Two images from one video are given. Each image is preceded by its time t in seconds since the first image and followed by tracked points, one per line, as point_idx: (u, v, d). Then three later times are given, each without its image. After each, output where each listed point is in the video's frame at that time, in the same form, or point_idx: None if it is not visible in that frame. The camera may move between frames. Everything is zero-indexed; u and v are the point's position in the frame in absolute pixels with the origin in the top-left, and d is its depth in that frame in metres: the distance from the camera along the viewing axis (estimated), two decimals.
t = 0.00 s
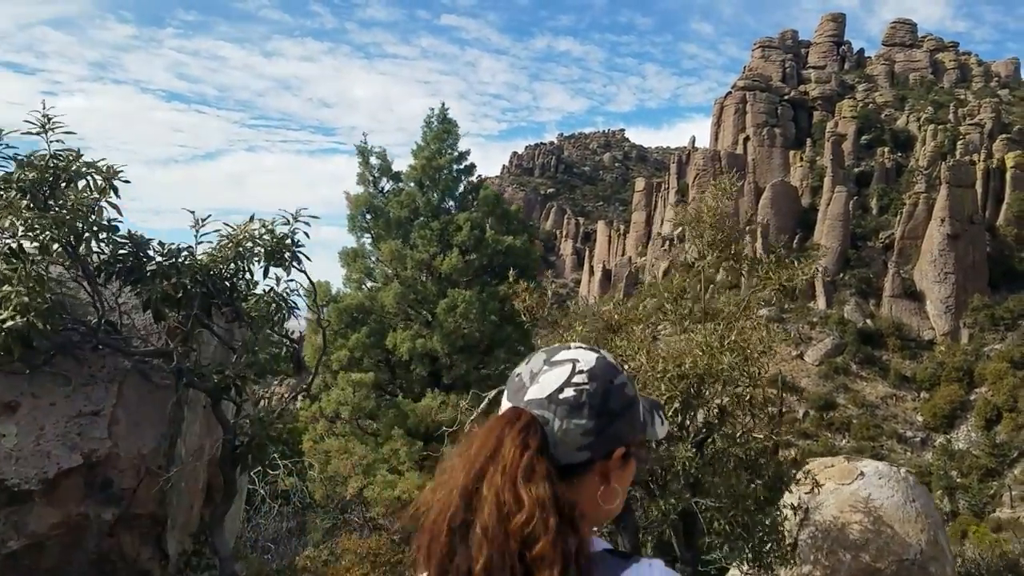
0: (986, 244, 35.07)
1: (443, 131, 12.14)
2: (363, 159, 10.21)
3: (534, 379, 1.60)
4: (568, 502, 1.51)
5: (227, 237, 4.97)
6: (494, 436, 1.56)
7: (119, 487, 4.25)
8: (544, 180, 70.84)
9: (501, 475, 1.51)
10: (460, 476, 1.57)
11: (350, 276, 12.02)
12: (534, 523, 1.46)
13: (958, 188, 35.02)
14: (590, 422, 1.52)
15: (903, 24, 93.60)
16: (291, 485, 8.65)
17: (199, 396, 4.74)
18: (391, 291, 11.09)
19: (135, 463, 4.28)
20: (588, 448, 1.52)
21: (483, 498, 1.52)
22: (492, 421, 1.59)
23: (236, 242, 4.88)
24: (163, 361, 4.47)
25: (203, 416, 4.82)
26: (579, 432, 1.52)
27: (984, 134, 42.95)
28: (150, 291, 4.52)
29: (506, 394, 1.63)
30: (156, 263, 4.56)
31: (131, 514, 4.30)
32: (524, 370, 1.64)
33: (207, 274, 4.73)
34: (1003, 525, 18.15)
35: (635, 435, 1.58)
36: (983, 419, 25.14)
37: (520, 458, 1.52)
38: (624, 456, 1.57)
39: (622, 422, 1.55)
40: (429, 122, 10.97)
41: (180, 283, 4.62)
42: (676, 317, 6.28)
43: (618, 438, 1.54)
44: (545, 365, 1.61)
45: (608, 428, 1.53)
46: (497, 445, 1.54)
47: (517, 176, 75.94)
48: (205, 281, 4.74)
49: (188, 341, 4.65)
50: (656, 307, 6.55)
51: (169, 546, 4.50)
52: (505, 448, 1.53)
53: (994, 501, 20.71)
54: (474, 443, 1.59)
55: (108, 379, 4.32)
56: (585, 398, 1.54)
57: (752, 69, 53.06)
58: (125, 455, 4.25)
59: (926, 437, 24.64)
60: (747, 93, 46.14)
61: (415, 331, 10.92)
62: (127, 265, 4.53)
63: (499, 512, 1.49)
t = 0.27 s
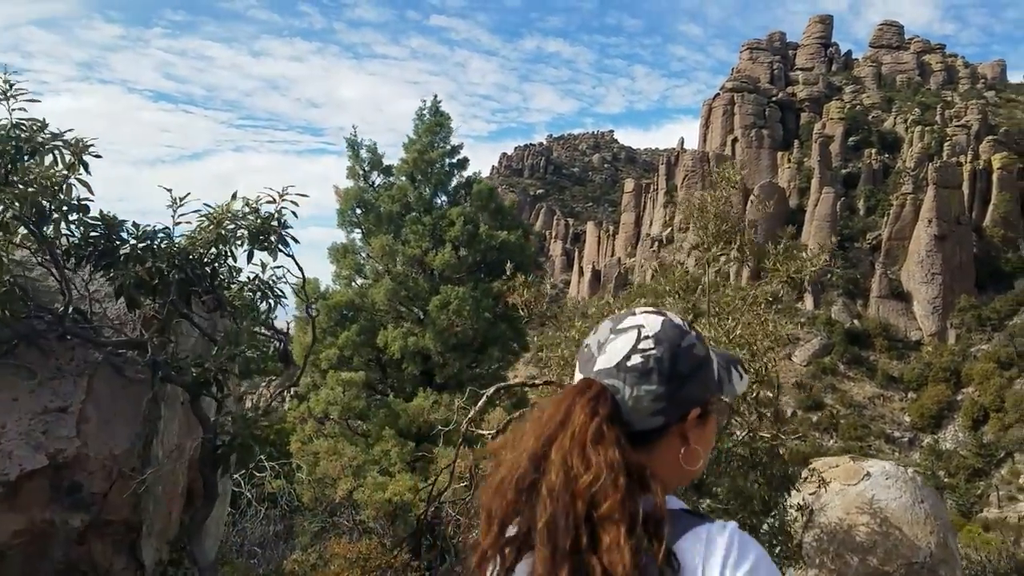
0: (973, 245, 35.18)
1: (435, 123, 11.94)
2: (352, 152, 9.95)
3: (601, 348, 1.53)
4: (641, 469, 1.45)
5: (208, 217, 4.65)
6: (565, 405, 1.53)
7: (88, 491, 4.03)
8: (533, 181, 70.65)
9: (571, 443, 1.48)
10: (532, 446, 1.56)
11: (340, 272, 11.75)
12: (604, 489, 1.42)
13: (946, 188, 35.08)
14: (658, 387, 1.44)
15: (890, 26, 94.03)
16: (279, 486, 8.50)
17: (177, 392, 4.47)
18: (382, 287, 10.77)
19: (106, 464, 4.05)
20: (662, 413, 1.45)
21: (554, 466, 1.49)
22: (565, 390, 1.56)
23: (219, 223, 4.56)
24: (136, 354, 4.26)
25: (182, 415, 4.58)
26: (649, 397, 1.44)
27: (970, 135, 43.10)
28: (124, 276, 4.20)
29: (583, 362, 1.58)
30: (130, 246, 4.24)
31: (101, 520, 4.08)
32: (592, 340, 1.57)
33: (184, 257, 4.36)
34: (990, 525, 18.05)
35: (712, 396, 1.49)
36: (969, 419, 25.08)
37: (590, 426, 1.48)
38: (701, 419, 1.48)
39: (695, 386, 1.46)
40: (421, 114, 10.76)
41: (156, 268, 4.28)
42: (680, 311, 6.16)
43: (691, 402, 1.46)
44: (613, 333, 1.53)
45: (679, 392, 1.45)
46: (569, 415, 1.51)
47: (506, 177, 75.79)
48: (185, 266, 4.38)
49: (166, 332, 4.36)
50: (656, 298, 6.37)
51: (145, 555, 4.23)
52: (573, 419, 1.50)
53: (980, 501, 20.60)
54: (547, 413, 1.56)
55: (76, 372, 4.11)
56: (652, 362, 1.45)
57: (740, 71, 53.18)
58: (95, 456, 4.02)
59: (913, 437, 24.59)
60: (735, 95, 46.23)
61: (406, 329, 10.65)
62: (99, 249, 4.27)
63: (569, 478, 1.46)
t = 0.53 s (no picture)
0: (945, 244, 35.59)
1: (410, 115, 11.61)
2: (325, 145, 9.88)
3: (713, 375, 1.55)
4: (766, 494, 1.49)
5: (152, 197, 4.37)
6: (681, 434, 1.58)
7: (13, 500, 3.82)
8: (510, 181, 70.36)
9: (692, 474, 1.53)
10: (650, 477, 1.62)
11: (311, 269, 11.39)
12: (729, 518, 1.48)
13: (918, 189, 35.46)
14: (772, 412, 1.46)
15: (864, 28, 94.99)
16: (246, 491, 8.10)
17: (120, 391, 4.25)
18: (356, 284, 10.44)
19: (35, 469, 3.88)
20: (777, 439, 1.48)
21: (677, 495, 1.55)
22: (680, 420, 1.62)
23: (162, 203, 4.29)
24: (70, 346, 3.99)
25: (127, 417, 4.35)
26: (765, 425, 1.47)
27: (942, 135, 43.67)
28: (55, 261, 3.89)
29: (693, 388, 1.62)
30: (62, 228, 3.96)
31: (31, 532, 3.91)
32: (701, 365, 1.59)
33: (125, 240, 4.14)
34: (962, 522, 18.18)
35: (827, 414, 1.50)
36: (942, 417, 25.52)
37: (709, 456, 1.52)
38: (817, 440, 1.50)
39: (811, 408, 1.47)
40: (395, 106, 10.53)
41: (89, 250, 3.97)
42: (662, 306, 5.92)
43: (807, 425, 1.47)
44: (722, 360, 1.55)
45: (794, 417, 1.47)
46: (687, 442, 1.56)
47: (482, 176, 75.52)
48: (127, 250, 4.16)
49: (105, 323, 4.14)
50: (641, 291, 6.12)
51: (82, 567, 4.02)
52: (691, 450, 1.55)
53: (953, 499, 20.71)
54: (663, 442, 1.62)
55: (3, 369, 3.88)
56: (765, 390, 1.47)
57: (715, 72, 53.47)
58: (22, 462, 3.84)
59: (887, 435, 24.83)
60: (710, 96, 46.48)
61: (381, 327, 10.34)
62: (29, 234, 3.95)
63: (693, 507, 1.52)
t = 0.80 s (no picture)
0: (896, 242, 36.37)
1: (362, 100, 11.46)
2: (273, 132, 9.63)
3: (737, 303, 1.59)
4: (791, 415, 1.50)
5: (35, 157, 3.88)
6: (704, 351, 1.58)
7: None
8: (472, 179, 69.75)
9: (719, 387, 1.52)
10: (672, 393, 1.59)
11: (258, 259, 11.01)
12: (756, 428, 1.47)
13: (870, 188, 36.16)
14: (797, 338, 1.50)
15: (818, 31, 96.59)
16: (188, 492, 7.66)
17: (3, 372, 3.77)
18: (305, 274, 10.18)
19: None
20: (802, 367, 1.51)
21: (699, 410, 1.53)
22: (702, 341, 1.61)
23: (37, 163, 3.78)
24: None
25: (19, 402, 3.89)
26: (789, 347, 1.50)
27: (894, 136, 44.72)
28: None
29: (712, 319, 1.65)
30: None
31: None
32: (724, 299, 1.62)
33: (7, 194, 3.67)
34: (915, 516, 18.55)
35: (839, 358, 1.56)
36: (894, 412, 25.46)
37: (735, 372, 1.52)
38: (832, 375, 1.54)
39: (828, 342, 1.52)
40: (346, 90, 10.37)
41: None
42: (620, 290, 5.71)
43: (827, 356, 1.52)
44: (747, 292, 1.59)
45: (813, 347, 1.51)
46: (712, 359, 1.56)
47: (443, 174, 74.87)
48: (8, 210, 3.68)
49: None
50: (600, 276, 5.95)
51: None
52: (718, 364, 1.54)
53: (906, 494, 21.17)
54: (685, 361, 1.61)
55: None
56: (792, 316, 1.51)
57: (673, 73, 53.89)
58: None
59: (841, 430, 25.23)
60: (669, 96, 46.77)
61: (330, 319, 10.12)
62: None
63: (716, 420, 1.50)
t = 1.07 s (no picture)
0: (846, 243, 37.17)
1: (307, 87, 11.30)
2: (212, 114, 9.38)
3: (719, 319, 1.55)
4: (769, 436, 1.47)
5: None
6: (685, 367, 1.56)
7: None
8: (430, 178, 69.12)
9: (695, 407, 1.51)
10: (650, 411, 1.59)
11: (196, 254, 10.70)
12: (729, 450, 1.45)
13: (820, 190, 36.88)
14: (779, 355, 1.46)
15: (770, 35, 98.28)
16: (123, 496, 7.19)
17: None
18: (246, 269, 9.86)
19: None
20: (783, 387, 1.47)
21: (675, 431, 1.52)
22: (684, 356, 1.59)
23: None
24: None
25: None
26: (769, 364, 1.46)
27: (844, 138, 45.75)
28: None
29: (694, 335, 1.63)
30: None
31: None
32: (708, 313, 1.59)
33: None
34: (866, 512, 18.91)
35: (821, 377, 1.51)
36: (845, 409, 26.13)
37: (713, 390, 1.50)
38: (815, 396, 1.49)
39: (810, 359, 1.48)
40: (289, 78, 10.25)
41: None
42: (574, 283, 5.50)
43: (808, 375, 1.47)
44: (730, 307, 1.55)
45: (795, 365, 1.47)
46: (692, 377, 1.54)
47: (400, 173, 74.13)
48: None
49: None
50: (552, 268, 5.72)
51: None
52: (696, 382, 1.52)
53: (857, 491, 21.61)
54: (666, 376, 1.59)
55: None
56: (773, 334, 1.46)
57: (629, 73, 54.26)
58: None
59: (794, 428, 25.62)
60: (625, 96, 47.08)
61: (273, 317, 9.94)
62: None
63: (693, 439, 1.49)
